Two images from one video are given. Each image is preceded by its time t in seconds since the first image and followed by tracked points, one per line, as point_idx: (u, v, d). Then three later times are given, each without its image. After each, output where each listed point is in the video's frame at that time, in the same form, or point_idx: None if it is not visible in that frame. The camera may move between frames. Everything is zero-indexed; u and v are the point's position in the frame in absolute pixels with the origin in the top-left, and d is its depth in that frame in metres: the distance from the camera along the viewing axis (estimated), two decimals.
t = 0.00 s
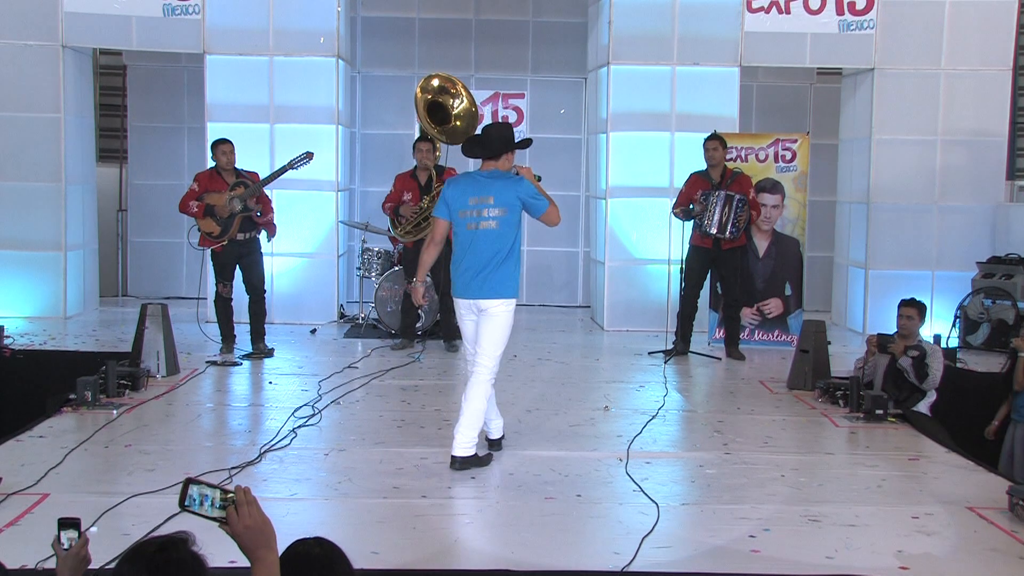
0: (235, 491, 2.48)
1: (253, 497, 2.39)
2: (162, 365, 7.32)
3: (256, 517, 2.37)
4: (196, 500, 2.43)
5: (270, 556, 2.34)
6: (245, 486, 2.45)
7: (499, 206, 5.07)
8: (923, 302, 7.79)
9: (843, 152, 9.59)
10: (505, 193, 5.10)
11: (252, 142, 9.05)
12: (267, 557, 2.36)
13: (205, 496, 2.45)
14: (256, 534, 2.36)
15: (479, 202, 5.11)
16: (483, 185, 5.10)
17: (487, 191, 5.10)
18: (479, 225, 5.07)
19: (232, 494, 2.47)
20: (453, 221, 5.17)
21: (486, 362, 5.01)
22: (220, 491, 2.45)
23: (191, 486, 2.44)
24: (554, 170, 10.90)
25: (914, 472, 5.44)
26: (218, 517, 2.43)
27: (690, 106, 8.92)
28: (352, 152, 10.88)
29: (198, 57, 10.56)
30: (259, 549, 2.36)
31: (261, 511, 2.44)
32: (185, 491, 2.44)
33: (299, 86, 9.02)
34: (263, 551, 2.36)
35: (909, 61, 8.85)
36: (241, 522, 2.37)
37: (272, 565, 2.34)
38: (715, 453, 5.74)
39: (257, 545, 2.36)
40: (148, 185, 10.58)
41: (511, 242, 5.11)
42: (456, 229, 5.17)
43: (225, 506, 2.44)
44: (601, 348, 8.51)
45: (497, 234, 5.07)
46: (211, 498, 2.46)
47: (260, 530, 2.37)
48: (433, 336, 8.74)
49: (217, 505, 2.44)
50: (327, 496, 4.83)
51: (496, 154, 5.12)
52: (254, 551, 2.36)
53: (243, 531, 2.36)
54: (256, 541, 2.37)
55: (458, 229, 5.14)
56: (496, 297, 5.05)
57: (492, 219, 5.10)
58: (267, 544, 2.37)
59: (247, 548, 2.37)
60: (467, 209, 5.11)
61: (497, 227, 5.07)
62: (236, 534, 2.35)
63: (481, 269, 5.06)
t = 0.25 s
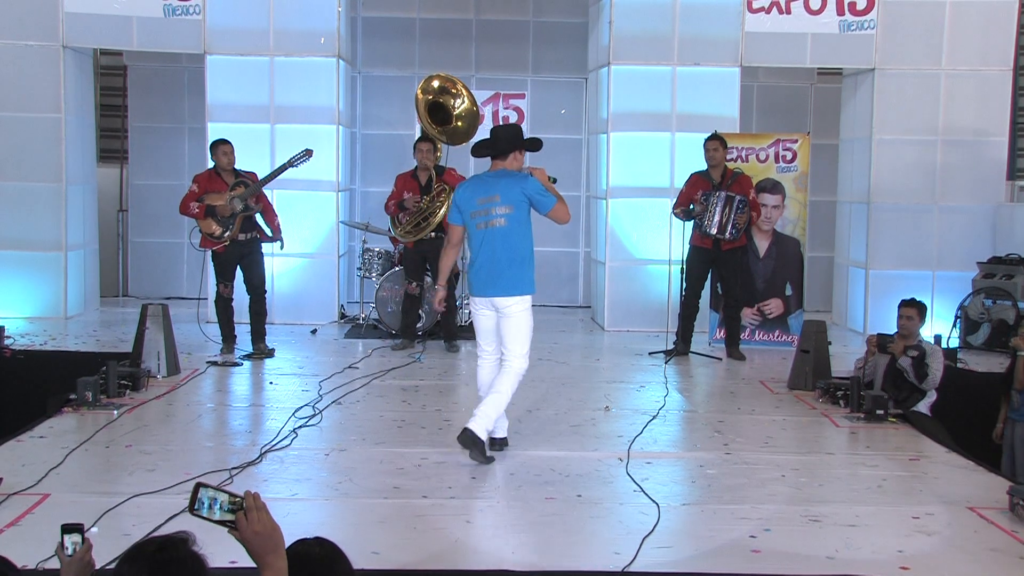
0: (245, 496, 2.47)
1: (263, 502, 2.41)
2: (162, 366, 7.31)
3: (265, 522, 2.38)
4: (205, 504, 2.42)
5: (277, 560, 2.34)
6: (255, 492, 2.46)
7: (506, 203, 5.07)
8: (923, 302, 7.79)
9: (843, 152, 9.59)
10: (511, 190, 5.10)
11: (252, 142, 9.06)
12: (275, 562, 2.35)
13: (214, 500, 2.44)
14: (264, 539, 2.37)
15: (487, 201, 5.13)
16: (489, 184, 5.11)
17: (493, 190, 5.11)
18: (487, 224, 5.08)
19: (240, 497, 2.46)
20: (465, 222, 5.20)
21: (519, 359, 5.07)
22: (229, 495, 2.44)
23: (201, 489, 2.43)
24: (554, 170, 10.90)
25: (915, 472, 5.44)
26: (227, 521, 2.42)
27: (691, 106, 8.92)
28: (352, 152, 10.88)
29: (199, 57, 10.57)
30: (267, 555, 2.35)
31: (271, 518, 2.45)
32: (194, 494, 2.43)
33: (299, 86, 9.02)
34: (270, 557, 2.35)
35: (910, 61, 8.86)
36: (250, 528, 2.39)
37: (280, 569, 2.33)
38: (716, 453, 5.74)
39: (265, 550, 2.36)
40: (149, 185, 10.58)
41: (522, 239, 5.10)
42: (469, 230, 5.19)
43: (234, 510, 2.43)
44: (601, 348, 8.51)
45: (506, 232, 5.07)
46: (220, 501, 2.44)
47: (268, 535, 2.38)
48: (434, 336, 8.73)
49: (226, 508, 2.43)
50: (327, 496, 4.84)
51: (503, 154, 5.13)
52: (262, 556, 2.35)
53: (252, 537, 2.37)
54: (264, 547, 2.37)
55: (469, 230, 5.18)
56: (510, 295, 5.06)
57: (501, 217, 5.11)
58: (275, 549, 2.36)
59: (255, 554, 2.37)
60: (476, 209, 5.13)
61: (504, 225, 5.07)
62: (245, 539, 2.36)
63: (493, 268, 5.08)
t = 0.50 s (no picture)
0: (249, 497, 2.47)
1: (267, 503, 2.41)
2: (163, 366, 7.31)
3: (269, 523, 2.38)
4: (209, 504, 2.41)
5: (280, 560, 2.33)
6: (259, 495, 2.46)
7: (514, 198, 5.29)
8: (923, 302, 7.79)
9: (844, 152, 9.59)
10: (521, 185, 5.32)
11: (252, 142, 9.06)
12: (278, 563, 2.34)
13: (218, 501, 2.43)
14: (268, 540, 2.36)
15: (498, 197, 5.37)
16: (499, 180, 5.34)
17: (504, 186, 5.34)
18: (498, 219, 5.32)
19: (244, 498, 2.46)
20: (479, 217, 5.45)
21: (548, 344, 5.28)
22: (233, 495, 2.44)
23: (206, 490, 2.43)
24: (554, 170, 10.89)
25: (915, 472, 5.44)
26: (231, 522, 2.41)
27: (691, 106, 8.92)
28: (353, 152, 10.88)
29: (199, 57, 10.57)
30: (270, 556, 2.35)
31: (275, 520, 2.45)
32: (199, 495, 2.43)
33: (299, 86, 9.02)
34: (274, 558, 2.35)
35: (911, 62, 8.86)
36: (255, 528, 2.39)
37: (283, 570, 2.32)
38: (716, 453, 5.74)
39: (268, 550, 2.35)
40: (149, 185, 10.59)
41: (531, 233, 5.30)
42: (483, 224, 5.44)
43: (238, 511, 2.43)
44: (601, 348, 8.52)
45: (515, 227, 5.28)
46: (224, 502, 2.44)
47: (272, 536, 2.37)
48: (434, 336, 8.73)
49: (229, 509, 2.42)
50: (328, 496, 4.84)
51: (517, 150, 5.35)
52: (264, 557, 2.35)
53: (255, 538, 2.37)
54: (268, 547, 2.37)
55: (482, 225, 5.42)
56: (523, 287, 5.27)
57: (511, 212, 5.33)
58: (278, 550, 2.36)
59: (258, 555, 2.36)
60: (487, 204, 5.37)
61: (513, 219, 5.28)
62: (248, 540, 2.36)
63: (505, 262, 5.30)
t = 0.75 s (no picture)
0: (244, 499, 2.47)
1: (262, 504, 2.41)
2: (162, 366, 7.30)
3: (264, 524, 2.39)
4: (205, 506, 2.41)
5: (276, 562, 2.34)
6: (255, 495, 2.47)
7: (529, 206, 5.34)
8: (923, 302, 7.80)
9: (843, 152, 9.60)
10: (537, 192, 5.36)
11: (252, 143, 9.05)
12: (274, 565, 2.35)
13: (214, 502, 2.43)
14: (263, 542, 2.37)
15: (515, 202, 5.43)
16: (517, 186, 5.40)
17: (521, 192, 5.40)
18: (513, 224, 5.39)
19: (240, 499, 2.46)
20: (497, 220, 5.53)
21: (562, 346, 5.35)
22: (228, 496, 2.43)
23: (201, 493, 2.43)
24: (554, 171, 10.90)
25: (915, 472, 5.44)
26: (227, 524, 2.41)
27: (691, 107, 8.93)
28: (353, 152, 10.88)
29: (199, 58, 10.56)
30: (266, 557, 2.36)
31: (272, 520, 2.46)
32: (195, 497, 2.43)
33: (299, 87, 9.02)
34: (269, 559, 2.36)
35: (910, 62, 8.87)
36: (250, 530, 2.39)
37: (279, 571, 2.34)
38: (717, 454, 5.74)
39: (264, 552, 2.36)
40: (148, 186, 10.58)
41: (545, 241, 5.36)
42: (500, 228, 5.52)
43: (234, 512, 2.43)
44: (601, 348, 8.52)
45: (530, 233, 5.36)
46: (220, 503, 2.44)
47: (267, 537, 2.38)
48: (434, 336, 8.73)
49: (226, 510, 2.42)
50: (328, 496, 4.83)
51: (538, 156, 5.41)
52: (260, 558, 2.36)
53: (251, 539, 2.37)
54: (264, 548, 2.38)
55: (500, 229, 5.50)
56: (536, 293, 5.34)
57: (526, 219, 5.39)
58: (273, 552, 2.37)
59: (254, 556, 2.37)
60: (504, 208, 5.45)
61: (528, 226, 5.35)
62: (244, 542, 2.37)
63: (519, 268, 5.38)
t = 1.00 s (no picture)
0: (229, 500, 2.47)
1: (247, 506, 2.42)
2: (152, 368, 7.29)
3: (250, 526, 2.39)
4: (191, 508, 2.39)
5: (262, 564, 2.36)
6: (239, 497, 2.47)
7: (536, 206, 5.47)
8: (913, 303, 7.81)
9: (833, 153, 9.62)
10: (544, 193, 5.48)
11: (241, 144, 9.04)
12: (259, 566, 2.37)
13: (198, 504, 2.42)
14: (248, 543, 2.38)
15: (524, 203, 5.57)
16: (526, 188, 5.53)
17: (528, 193, 5.52)
18: (522, 225, 5.53)
19: (224, 501, 2.46)
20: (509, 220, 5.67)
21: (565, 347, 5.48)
22: (213, 498, 2.43)
23: (186, 494, 2.40)
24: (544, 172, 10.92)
25: (905, 473, 5.45)
26: (212, 526, 2.40)
27: (680, 108, 8.94)
28: (343, 154, 10.88)
29: (188, 59, 10.56)
30: (252, 560, 2.37)
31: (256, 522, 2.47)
32: (179, 500, 2.41)
33: (289, 88, 9.02)
34: (255, 561, 2.37)
35: (899, 63, 8.89)
36: (235, 531, 2.40)
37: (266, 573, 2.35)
38: (706, 454, 5.75)
39: (250, 554, 2.37)
40: (139, 187, 10.58)
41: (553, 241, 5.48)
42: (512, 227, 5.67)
43: (219, 514, 2.43)
44: (591, 349, 8.53)
45: (538, 234, 5.49)
46: (205, 506, 2.42)
47: (252, 539, 2.39)
48: (425, 338, 8.73)
49: (211, 512, 2.42)
50: (318, 498, 4.83)
51: (550, 157, 5.52)
52: (246, 561, 2.37)
53: (237, 542, 2.38)
54: (250, 550, 2.39)
55: (511, 228, 5.64)
56: (546, 291, 5.47)
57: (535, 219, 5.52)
58: (260, 554, 2.38)
59: (240, 558, 2.38)
60: (515, 209, 5.58)
61: (536, 227, 5.48)
62: (229, 544, 2.37)
63: (530, 268, 5.52)
